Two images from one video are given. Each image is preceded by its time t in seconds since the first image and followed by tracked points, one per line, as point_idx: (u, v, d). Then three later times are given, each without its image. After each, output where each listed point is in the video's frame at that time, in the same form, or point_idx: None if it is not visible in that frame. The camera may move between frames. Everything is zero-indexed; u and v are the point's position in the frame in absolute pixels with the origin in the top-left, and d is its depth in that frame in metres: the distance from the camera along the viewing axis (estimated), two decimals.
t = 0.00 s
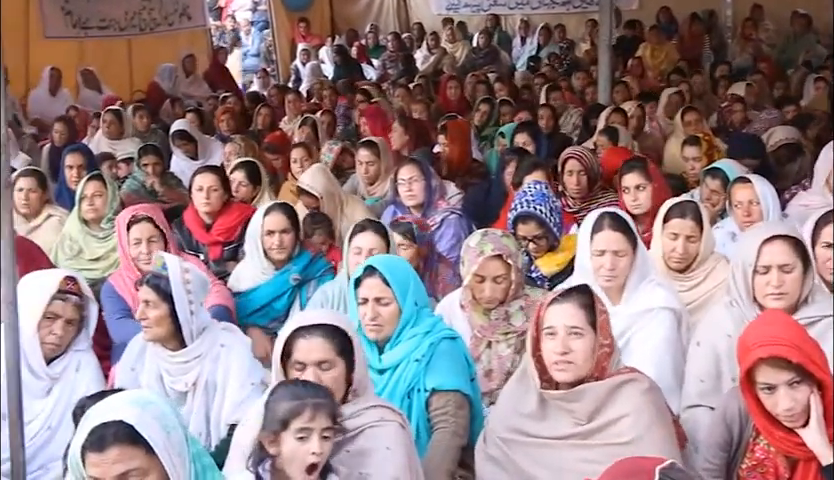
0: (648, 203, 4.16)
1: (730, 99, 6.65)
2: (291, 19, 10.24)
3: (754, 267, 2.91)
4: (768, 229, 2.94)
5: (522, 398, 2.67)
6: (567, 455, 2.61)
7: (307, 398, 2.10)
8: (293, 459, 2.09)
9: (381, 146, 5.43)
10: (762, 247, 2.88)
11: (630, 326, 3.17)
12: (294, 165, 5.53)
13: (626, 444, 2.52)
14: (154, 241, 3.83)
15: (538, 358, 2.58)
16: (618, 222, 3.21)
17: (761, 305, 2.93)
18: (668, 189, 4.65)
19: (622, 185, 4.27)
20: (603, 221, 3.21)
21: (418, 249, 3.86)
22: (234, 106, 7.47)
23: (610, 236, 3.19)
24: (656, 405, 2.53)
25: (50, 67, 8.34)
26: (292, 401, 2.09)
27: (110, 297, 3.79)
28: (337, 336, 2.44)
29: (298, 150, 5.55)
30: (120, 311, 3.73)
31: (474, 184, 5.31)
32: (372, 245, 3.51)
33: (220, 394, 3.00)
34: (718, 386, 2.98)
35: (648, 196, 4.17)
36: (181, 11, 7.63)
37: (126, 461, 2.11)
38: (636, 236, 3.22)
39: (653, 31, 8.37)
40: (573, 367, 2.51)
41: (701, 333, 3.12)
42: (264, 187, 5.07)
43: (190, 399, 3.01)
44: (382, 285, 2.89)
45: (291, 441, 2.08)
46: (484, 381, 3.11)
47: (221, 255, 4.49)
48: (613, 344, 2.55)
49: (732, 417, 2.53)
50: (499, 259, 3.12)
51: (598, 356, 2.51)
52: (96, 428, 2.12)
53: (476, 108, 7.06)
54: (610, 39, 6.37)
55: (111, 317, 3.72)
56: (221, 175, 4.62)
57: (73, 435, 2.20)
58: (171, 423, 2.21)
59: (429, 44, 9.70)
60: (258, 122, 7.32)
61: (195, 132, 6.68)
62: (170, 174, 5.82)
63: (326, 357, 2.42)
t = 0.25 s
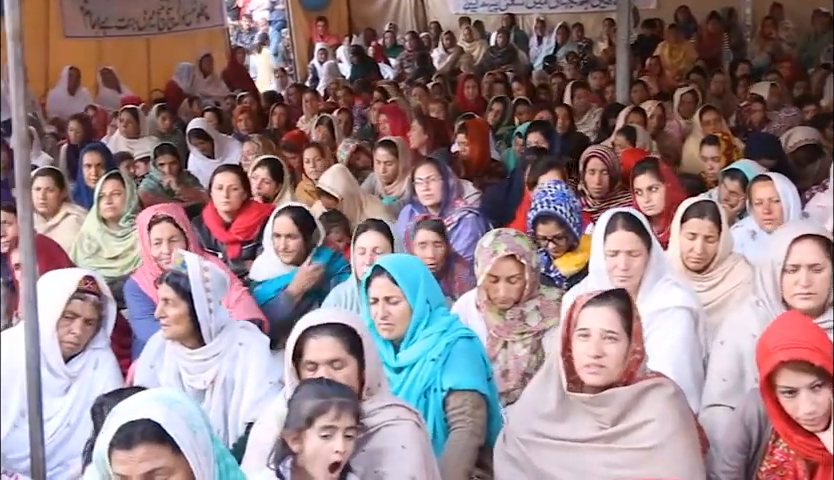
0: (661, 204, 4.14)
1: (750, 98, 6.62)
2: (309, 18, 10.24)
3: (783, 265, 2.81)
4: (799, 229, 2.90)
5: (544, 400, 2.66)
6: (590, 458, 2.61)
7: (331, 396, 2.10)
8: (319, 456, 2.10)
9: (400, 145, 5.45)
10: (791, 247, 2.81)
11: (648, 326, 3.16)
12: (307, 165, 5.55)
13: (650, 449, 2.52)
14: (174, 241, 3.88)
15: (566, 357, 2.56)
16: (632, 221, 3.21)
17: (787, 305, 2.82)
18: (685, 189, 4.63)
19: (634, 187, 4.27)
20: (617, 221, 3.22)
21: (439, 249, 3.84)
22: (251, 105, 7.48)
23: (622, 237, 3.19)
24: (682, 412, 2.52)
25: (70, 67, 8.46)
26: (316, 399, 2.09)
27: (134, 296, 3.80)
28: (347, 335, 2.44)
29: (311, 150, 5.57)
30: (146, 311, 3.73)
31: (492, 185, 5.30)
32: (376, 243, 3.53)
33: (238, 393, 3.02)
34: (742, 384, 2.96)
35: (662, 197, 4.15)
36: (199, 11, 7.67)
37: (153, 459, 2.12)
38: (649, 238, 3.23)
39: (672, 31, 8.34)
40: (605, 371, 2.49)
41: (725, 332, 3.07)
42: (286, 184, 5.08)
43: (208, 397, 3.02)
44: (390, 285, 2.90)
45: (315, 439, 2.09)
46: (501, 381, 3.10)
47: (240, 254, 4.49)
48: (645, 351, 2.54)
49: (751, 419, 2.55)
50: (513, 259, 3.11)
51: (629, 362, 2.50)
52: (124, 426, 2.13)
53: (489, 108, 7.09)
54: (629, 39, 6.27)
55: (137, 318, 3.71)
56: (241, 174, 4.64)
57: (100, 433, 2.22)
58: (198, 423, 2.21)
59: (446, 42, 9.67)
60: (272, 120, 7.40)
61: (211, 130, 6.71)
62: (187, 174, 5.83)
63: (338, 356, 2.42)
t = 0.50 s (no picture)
0: (678, 204, 4.11)
1: (768, 99, 6.61)
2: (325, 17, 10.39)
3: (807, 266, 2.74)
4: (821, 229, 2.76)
5: (559, 400, 2.66)
6: (605, 459, 2.61)
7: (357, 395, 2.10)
8: (343, 454, 2.08)
9: (414, 144, 5.44)
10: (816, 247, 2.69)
11: (661, 326, 3.15)
12: (318, 165, 5.57)
13: (664, 450, 2.52)
14: (192, 239, 3.89)
15: (580, 358, 2.56)
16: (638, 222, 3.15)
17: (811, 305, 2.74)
18: (702, 190, 4.61)
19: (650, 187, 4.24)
20: (623, 222, 3.16)
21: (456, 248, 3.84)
22: (266, 104, 7.49)
23: (630, 236, 3.14)
24: (697, 412, 2.52)
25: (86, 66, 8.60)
26: (341, 395, 2.09)
27: (151, 293, 3.81)
28: (375, 335, 2.46)
29: (321, 151, 5.60)
30: (164, 310, 3.70)
31: (507, 185, 5.30)
32: (376, 243, 3.49)
33: (252, 391, 3.02)
34: (762, 385, 2.94)
35: (678, 196, 4.12)
36: (214, 10, 7.73)
37: (181, 459, 2.12)
38: (659, 237, 3.18)
39: (688, 30, 8.32)
40: (618, 370, 2.48)
41: (746, 331, 3.04)
42: (302, 182, 5.09)
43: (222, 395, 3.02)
44: (416, 285, 2.90)
45: (340, 437, 2.07)
46: (517, 381, 3.10)
47: (256, 253, 4.48)
48: (658, 350, 2.52)
49: (768, 421, 2.56)
50: (527, 259, 3.10)
51: (643, 361, 2.48)
52: (153, 425, 2.13)
53: (501, 107, 7.10)
54: (644, 38, 6.25)
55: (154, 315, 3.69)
56: (258, 173, 4.67)
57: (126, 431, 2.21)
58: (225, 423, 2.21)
59: (460, 42, 9.63)
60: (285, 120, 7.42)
61: (224, 129, 6.74)
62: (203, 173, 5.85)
63: (365, 356, 2.43)
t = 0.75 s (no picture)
0: (699, 203, 4.10)
1: (784, 98, 6.46)
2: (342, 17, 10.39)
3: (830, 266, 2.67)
4: None
5: (570, 399, 2.66)
6: (616, 457, 2.61)
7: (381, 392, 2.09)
8: (369, 453, 2.07)
9: (427, 143, 5.42)
10: None
11: (673, 327, 3.13)
12: (331, 165, 5.57)
13: (674, 447, 2.53)
14: (199, 236, 3.92)
15: (585, 357, 2.56)
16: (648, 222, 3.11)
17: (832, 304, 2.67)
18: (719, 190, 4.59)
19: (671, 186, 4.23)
20: (633, 222, 3.13)
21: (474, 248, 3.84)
22: (282, 104, 7.52)
23: (640, 237, 3.11)
24: (707, 408, 2.52)
25: (98, 66, 8.49)
26: (367, 394, 2.08)
27: (163, 293, 3.83)
28: (409, 338, 2.45)
29: (334, 151, 5.60)
30: (176, 310, 3.73)
31: (523, 185, 5.29)
32: (388, 243, 3.48)
33: (269, 390, 3.03)
34: (781, 385, 2.93)
35: (699, 196, 4.11)
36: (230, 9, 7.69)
37: (201, 457, 2.11)
38: (669, 236, 3.15)
39: (706, 30, 8.29)
40: (620, 366, 2.48)
41: (766, 331, 3.02)
42: (315, 182, 5.12)
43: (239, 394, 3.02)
44: (435, 285, 2.90)
45: (365, 435, 2.06)
46: (532, 381, 3.08)
47: (272, 251, 4.50)
48: (661, 345, 2.51)
49: (786, 422, 2.53)
50: (545, 258, 3.09)
51: (646, 356, 2.47)
52: (174, 423, 2.13)
53: (515, 107, 7.09)
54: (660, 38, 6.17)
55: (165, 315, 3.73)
56: (275, 172, 4.67)
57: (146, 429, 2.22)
58: (244, 421, 2.22)
59: (477, 41, 9.73)
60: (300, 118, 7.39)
61: (239, 128, 6.76)
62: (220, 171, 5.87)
63: (397, 358, 2.42)
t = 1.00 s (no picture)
0: (726, 204, 4.07)
1: (806, 98, 6.42)
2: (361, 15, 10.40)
3: None
4: None
5: (585, 398, 2.64)
6: (630, 456, 2.59)
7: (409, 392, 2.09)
8: (398, 455, 2.06)
9: (445, 142, 5.41)
10: None
11: (693, 327, 3.11)
12: (350, 164, 5.57)
13: (689, 444, 2.52)
14: (210, 234, 3.84)
15: (595, 358, 2.54)
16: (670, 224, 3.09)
17: None
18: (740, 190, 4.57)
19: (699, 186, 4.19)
20: (654, 222, 3.11)
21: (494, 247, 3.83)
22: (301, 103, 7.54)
23: (661, 239, 3.09)
24: (722, 406, 2.52)
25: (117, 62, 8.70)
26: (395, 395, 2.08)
27: (177, 293, 3.80)
28: (437, 336, 2.46)
29: (353, 148, 5.57)
30: (191, 308, 3.73)
31: (541, 185, 5.27)
32: (422, 240, 3.54)
33: (289, 388, 3.04)
34: (802, 387, 2.91)
35: (727, 197, 4.08)
36: (251, 8, 7.56)
37: (213, 452, 2.10)
38: (690, 237, 3.12)
39: (726, 30, 8.26)
40: (629, 365, 2.47)
41: (787, 333, 3.03)
42: (329, 182, 5.12)
43: (259, 391, 3.03)
44: (449, 284, 2.93)
45: (393, 435, 2.06)
46: (551, 381, 3.05)
47: (290, 250, 4.51)
48: (671, 341, 2.50)
49: (807, 423, 2.53)
50: (569, 258, 3.12)
51: (654, 353, 2.46)
52: (184, 419, 2.11)
53: (536, 106, 7.06)
54: (680, 37, 6.09)
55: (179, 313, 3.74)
56: (293, 170, 4.67)
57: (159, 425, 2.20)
58: (255, 418, 2.20)
59: (495, 40, 9.73)
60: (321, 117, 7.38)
61: (257, 126, 6.77)
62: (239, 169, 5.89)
63: (424, 356, 2.43)
